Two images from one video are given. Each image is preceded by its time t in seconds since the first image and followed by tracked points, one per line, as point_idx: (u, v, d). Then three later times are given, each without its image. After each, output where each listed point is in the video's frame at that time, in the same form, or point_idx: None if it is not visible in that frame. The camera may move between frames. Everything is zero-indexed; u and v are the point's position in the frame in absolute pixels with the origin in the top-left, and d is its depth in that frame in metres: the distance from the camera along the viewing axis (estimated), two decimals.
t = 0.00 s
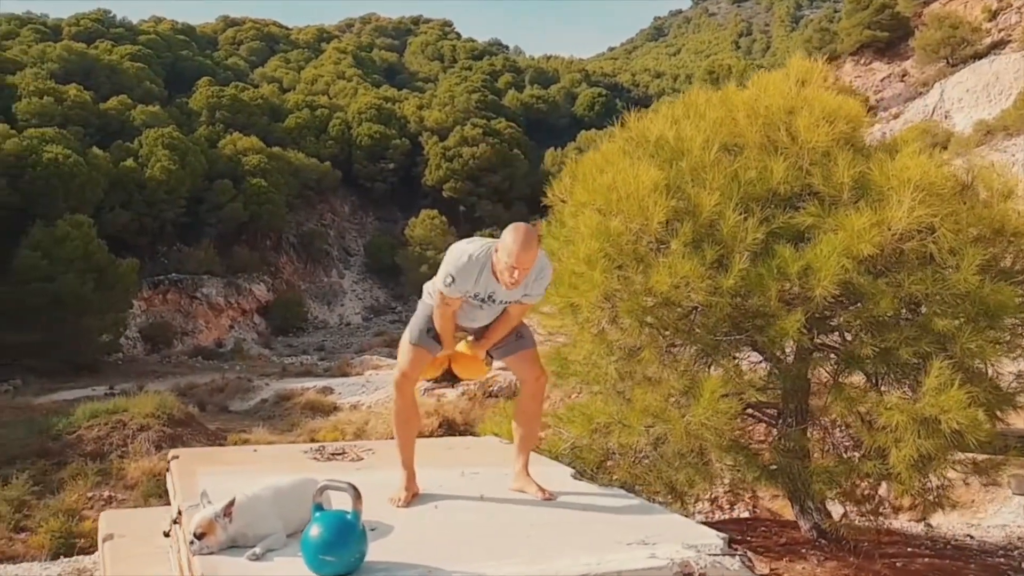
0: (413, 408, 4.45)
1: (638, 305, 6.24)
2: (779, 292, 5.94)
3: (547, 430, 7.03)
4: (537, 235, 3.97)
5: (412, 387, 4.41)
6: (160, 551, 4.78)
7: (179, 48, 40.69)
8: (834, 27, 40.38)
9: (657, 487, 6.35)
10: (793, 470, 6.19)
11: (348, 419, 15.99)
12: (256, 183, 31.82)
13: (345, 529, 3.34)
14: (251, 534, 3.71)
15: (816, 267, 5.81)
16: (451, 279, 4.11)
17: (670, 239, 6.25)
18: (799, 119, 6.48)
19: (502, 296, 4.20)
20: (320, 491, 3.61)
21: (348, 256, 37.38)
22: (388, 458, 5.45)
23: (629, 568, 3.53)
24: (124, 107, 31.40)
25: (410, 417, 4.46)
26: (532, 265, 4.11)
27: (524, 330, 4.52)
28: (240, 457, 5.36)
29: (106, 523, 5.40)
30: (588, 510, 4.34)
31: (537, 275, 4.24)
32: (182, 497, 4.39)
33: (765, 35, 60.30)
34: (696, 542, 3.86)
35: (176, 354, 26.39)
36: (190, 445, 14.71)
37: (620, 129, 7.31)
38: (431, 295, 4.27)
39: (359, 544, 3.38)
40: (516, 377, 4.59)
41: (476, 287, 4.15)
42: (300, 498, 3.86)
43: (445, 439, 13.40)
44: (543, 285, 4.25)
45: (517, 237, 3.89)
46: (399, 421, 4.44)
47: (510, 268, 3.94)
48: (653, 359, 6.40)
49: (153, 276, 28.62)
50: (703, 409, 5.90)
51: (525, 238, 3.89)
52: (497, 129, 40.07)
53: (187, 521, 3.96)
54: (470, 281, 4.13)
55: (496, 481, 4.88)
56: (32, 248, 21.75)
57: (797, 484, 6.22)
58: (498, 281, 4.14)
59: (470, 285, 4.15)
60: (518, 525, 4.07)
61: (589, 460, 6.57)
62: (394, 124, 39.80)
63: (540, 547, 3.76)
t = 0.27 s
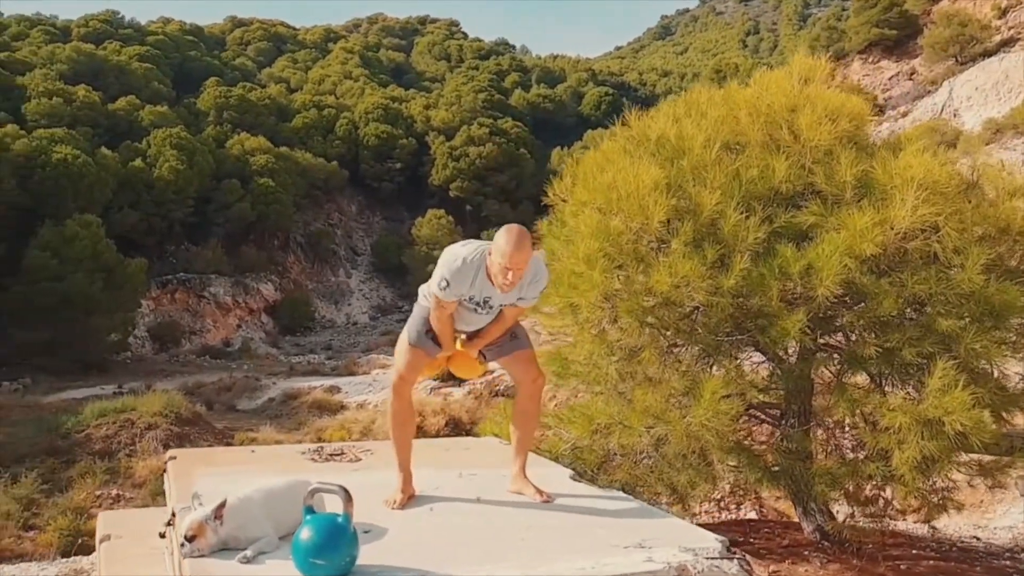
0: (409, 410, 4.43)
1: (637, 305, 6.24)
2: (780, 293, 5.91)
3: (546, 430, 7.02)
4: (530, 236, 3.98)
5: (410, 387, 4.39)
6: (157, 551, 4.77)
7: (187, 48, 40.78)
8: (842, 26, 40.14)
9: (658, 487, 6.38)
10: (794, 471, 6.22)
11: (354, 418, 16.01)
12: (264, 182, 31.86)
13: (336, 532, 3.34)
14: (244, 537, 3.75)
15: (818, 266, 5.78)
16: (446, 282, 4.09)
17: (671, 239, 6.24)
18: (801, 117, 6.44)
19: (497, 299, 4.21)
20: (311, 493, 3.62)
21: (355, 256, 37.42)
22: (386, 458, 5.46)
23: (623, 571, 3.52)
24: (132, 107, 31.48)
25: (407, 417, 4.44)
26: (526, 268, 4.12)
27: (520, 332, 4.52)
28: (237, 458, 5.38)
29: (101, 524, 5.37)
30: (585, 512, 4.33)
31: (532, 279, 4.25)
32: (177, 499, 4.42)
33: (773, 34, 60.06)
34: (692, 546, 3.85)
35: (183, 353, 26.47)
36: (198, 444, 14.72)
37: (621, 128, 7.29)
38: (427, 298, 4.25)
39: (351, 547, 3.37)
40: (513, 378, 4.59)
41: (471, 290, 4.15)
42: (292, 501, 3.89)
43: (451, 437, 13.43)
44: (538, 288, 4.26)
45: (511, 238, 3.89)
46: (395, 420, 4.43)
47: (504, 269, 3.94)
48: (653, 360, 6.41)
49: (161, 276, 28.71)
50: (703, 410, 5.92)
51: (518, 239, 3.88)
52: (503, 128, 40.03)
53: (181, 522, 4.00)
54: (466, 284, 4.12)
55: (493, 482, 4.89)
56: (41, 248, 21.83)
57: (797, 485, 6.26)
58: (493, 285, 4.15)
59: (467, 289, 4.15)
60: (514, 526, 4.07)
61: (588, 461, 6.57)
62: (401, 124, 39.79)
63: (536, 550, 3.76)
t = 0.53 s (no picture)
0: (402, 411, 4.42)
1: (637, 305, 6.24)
2: (782, 292, 5.87)
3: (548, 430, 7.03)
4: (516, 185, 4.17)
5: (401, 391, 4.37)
6: (155, 551, 4.76)
7: (195, 49, 40.92)
8: (850, 24, 39.92)
9: (659, 488, 6.45)
10: (796, 473, 6.20)
11: (362, 418, 16.01)
12: (271, 183, 31.90)
13: (327, 534, 3.35)
14: (235, 539, 3.75)
15: (819, 266, 5.75)
16: (439, 245, 4.15)
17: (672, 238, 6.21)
18: (803, 115, 6.41)
19: (491, 267, 4.25)
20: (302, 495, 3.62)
21: (363, 256, 37.47)
22: (385, 459, 5.47)
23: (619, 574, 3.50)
24: (140, 108, 31.59)
25: (398, 420, 4.42)
26: (516, 227, 4.25)
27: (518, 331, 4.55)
28: (237, 458, 5.40)
29: (101, 523, 5.36)
30: (583, 514, 4.31)
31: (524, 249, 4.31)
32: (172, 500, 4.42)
33: (781, 33, 59.87)
34: (690, 550, 3.82)
35: (192, 352, 26.55)
36: (206, 443, 14.74)
37: (622, 127, 7.26)
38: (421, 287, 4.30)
39: (340, 549, 3.38)
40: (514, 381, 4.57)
41: (464, 256, 4.20)
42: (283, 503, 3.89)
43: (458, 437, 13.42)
44: (532, 260, 4.30)
45: (498, 183, 4.05)
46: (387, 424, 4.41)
47: (496, 211, 4.08)
48: (653, 360, 6.39)
49: (169, 275, 28.80)
50: (703, 411, 5.91)
51: (506, 184, 4.05)
52: (510, 128, 40.01)
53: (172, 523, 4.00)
54: (457, 249, 4.18)
55: (492, 483, 4.88)
56: (51, 249, 21.94)
57: (800, 487, 6.25)
58: (486, 250, 4.21)
59: (459, 256, 4.20)
60: (510, 529, 4.06)
61: (589, 463, 6.64)
62: (408, 124, 39.75)
63: (531, 552, 3.74)
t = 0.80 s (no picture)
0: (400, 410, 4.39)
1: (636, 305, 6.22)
2: (783, 292, 5.84)
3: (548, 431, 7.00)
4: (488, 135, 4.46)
5: (398, 390, 4.35)
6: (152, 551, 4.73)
7: (203, 50, 41.02)
8: (858, 22, 39.72)
9: (661, 490, 6.42)
10: (799, 474, 6.17)
11: (369, 418, 16.01)
12: (279, 183, 31.94)
13: (320, 538, 3.35)
14: (226, 541, 3.76)
15: (821, 266, 5.72)
16: (425, 201, 4.32)
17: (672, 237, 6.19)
18: (805, 113, 6.36)
19: (478, 219, 4.38)
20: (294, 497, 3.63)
21: (370, 256, 37.51)
22: (382, 460, 5.46)
23: None
24: (149, 109, 31.67)
25: (397, 420, 4.41)
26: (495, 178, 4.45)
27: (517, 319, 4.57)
28: (234, 460, 5.40)
29: (97, 526, 5.31)
30: (581, 516, 4.29)
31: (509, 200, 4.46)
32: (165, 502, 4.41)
33: (789, 32, 59.66)
34: (688, 553, 3.80)
35: (200, 352, 26.64)
36: (214, 443, 14.76)
37: (623, 125, 7.23)
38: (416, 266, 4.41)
39: (332, 553, 3.38)
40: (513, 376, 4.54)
41: (451, 209, 4.36)
42: (275, 505, 3.89)
43: (465, 436, 13.40)
44: (519, 210, 4.43)
45: (471, 128, 4.34)
46: (385, 426, 4.41)
47: (473, 154, 4.29)
48: (654, 361, 6.37)
49: (178, 275, 28.89)
50: (703, 412, 5.90)
51: (478, 129, 4.34)
52: (517, 128, 39.97)
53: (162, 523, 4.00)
54: (444, 203, 4.35)
55: (489, 485, 4.87)
56: (61, 249, 22.02)
57: (802, 489, 6.23)
58: (471, 200, 4.38)
59: (446, 209, 4.35)
60: (507, 531, 4.04)
61: (589, 464, 6.61)
62: (415, 124, 39.56)
63: (528, 555, 3.72)
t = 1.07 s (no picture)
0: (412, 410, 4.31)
1: (637, 305, 6.19)
2: (785, 292, 5.81)
3: (549, 431, 6.97)
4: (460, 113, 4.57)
5: (415, 391, 4.27)
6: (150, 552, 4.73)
7: (212, 51, 41.17)
8: (868, 21, 39.53)
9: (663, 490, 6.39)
10: (802, 475, 6.14)
11: (377, 418, 16.03)
12: (288, 183, 31.99)
13: (310, 540, 3.34)
14: (217, 543, 3.77)
15: (824, 265, 5.69)
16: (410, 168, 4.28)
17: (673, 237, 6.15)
18: (808, 111, 6.32)
19: (464, 178, 4.37)
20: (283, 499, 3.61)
21: (378, 256, 37.56)
22: (380, 462, 5.45)
23: None
24: (158, 110, 31.77)
25: (407, 420, 4.31)
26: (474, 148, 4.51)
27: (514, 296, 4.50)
28: (232, 461, 5.39)
29: (97, 526, 5.30)
30: (578, 519, 4.27)
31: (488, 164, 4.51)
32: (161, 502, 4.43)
33: (798, 31, 59.48)
34: (685, 557, 3.77)
35: (209, 352, 26.73)
36: (222, 443, 14.80)
37: (624, 124, 7.20)
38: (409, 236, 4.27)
39: (322, 556, 3.37)
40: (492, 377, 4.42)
41: (436, 171, 4.33)
42: (267, 507, 3.89)
43: (472, 436, 13.40)
44: (500, 166, 4.50)
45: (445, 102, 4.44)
46: (395, 427, 4.31)
47: (453, 116, 4.32)
48: (654, 362, 6.34)
49: (187, 276, 29.00)
50: (705, 414, 5.87)
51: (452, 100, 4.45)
52: (525, 128, 39.94)
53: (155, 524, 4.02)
54: (429, 167, 4.32)
55: (486, 486, 4.84)
56: (71, 250, 22.12)
57: (805, 490, 6.20)
58: (456, 162, 4.36)
59: (432, 171, 4.32)
60: (503, 534, 4.01)
61: (590, 465, 6.59)
62: (423, 124, 39.49)
63: (523, 558, 3.70)
